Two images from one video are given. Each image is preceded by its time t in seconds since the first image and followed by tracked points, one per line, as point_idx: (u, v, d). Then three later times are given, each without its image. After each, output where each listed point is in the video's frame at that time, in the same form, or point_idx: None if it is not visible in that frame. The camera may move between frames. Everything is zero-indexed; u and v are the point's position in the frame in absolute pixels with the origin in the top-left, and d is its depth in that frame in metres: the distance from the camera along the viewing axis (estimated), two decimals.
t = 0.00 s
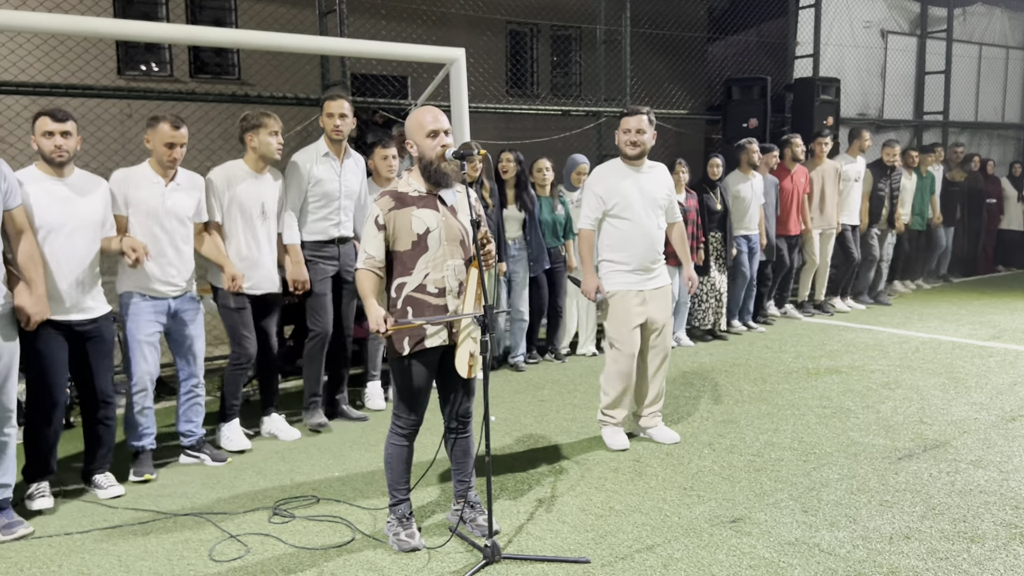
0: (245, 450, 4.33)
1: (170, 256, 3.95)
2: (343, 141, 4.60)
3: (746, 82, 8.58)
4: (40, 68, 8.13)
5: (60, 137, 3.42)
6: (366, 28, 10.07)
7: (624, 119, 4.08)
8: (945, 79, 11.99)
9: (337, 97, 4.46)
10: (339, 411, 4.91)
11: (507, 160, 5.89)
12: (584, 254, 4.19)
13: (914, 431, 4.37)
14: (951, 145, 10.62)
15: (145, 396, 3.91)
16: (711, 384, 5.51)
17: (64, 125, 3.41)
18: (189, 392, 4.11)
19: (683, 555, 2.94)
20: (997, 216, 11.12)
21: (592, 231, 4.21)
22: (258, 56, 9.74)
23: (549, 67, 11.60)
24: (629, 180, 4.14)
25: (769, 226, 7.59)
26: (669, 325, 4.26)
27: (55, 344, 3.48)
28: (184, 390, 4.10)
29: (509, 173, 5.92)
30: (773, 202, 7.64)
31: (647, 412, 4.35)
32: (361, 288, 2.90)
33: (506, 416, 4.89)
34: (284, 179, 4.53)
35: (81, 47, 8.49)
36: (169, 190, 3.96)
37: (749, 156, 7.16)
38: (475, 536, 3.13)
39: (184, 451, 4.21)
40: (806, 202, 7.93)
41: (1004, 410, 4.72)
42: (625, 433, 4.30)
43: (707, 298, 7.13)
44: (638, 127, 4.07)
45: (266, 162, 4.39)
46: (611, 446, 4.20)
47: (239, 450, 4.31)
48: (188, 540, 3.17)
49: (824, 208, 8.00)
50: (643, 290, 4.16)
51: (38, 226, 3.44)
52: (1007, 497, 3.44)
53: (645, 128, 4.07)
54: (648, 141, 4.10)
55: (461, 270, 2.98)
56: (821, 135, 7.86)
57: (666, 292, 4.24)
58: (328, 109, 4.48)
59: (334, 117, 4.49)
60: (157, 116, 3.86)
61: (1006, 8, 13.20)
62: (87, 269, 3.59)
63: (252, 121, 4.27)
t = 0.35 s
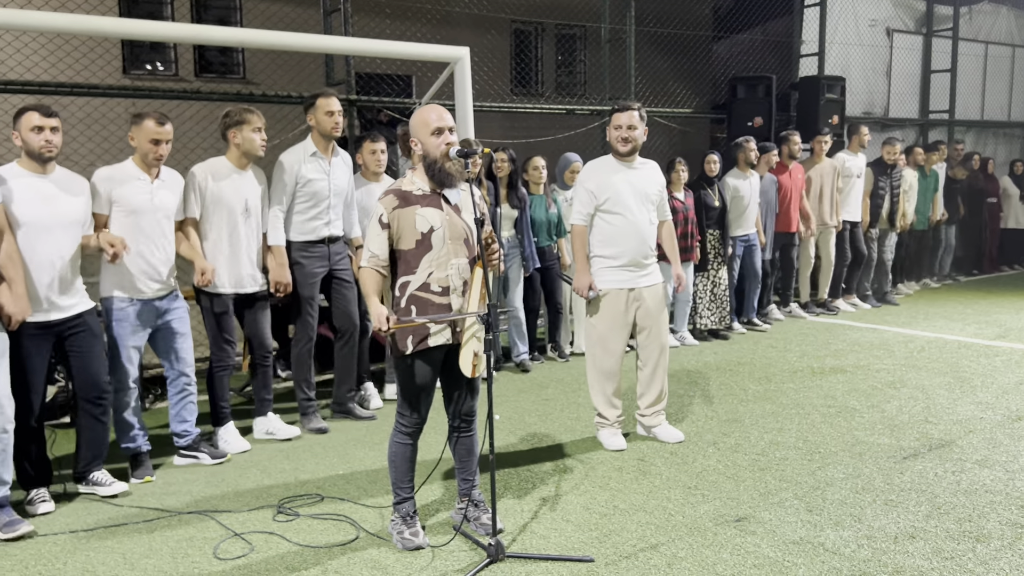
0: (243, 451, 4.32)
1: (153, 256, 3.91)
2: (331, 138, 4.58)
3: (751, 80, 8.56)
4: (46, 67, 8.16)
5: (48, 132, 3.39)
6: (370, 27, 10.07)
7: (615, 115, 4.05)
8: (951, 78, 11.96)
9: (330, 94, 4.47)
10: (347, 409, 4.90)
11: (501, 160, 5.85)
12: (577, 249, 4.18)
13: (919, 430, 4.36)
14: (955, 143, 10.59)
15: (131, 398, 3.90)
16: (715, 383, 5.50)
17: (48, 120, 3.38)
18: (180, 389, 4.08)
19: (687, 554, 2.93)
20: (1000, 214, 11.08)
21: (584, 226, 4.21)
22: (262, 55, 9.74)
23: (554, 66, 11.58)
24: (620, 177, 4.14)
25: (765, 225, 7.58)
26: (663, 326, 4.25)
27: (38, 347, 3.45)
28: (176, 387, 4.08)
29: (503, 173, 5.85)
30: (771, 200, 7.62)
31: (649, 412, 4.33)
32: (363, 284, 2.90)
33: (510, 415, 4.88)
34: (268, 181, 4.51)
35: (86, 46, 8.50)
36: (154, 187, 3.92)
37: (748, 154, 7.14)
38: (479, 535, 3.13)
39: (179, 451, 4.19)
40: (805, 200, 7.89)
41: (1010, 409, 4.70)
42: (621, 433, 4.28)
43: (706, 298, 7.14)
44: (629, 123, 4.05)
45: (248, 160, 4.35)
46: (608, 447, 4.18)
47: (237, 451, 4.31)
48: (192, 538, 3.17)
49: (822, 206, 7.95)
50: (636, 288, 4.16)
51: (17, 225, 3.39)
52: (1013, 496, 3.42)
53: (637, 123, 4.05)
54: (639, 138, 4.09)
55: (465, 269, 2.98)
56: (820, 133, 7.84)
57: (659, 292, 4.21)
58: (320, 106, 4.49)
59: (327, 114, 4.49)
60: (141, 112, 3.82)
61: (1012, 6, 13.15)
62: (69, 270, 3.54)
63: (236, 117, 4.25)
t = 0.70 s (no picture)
0: (247, 451, 4.33)
1: (163, 255, 3.93)
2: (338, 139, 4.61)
3: (756, 80, 8.55)
4: (51, 67, 8.19)
5: (56, 131, 3.42)
6: (375, 26, 10.08)
7: (618, 115, 4.06)
8: (956, 77, 11.93)
9: (340, 97, 4.51)
10: (344, 410, 4.88)
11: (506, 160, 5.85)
12: (575, 245, 4.18)
13: (924, 430, 4.36)
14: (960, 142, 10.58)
15: (140, 398, 3.91)
16: (720, 382, 5.50)
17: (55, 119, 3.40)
18: (179, 390, 4.07)
19: (691, 554, 2.93)
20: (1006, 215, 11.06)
21: (585, 225, 4.20)
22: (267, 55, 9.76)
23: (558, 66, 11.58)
24: (623, 176, 4.14)
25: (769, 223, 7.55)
26: (668, 326, 4.22)
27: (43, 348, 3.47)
28: (175, 389, 4.07)
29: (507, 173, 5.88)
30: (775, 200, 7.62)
31: (652, 409, 4.35)
32: (370, 283, 2.91)
33: (514, 414, 4.89)
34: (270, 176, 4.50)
35: (91, 47, 8.52)
36: (160, 185, 3.94)
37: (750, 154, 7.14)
38: (484, 534, 3.13)
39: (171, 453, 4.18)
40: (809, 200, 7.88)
41: (1015, 409, 4.70)
42: (625, 432, 4.29)
43: (710, 299, 7.14)
44: (632, 123, 4.05)
45: (252, 160, 4.37)
46: (612, 447, 4.18)
47: (241, 451, 4.32)
48: (197, 537, 3.18)
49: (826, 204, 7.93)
50: (635, 287, 4.14)
51: (25, 224, 3.40)
52: (1018, 496, 3.42)
53: (639, 123, 4.05)
54: (643, 137, 4.09)
55: (470, 268, 2.98)
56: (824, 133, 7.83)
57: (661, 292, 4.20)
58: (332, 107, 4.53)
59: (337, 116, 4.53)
60: (141, 109, 3.84)
61: (1018, 6, 13.12)
62: (77, 268, 3.56)
63: (239, 118, 4.26)
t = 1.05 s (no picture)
0: (260, 450, 4.32)
1: (177, 255, 3.93)
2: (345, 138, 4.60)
3: (759, 79, 8.55)
4: (55, 67, 8.20)
5: (75, 131, 3.42)
6: (378, 26, 10.10)
7: (633, 112, 4.06)
8: (960, 77, 11.91)
9: (346, 95, 4.51)
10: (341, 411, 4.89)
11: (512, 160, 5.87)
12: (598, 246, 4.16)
13: (928, 429, 4.36)
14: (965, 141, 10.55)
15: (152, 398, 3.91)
16: (725, 381, 5.50)
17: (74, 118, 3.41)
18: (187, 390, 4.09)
19: (695, 553, 2.93)
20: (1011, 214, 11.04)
21: (603, 224, 4.18)
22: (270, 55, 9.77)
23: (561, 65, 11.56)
24: (638, 174, 4.13)
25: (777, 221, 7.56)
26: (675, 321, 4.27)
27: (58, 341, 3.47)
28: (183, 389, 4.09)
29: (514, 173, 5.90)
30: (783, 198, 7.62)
31: (654, 409, 4.36)
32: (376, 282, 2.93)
33: (518, 413, 4.89)
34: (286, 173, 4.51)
35: (95, 46, 8.54)
36: (172, 183, 3.94)
37: (754, 152, 7.15)
38: (487, 533, 3.13)
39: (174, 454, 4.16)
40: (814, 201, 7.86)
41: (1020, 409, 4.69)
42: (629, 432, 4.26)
43: (715, 297, 7.11)
44: (647, 121, 4.05)
45: (268, 157, 4.35)
46: (615, 446, 4.17)
47: (253, 450, 4.31)
48: (201, 535, 3.18)
49: (833, 205, 7.91)
50: (651, 286, 4.16)
51: (43, 222, 3.41)
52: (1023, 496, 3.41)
53: (654, 121, 4.05)
54: (657, 135, 4.09)
55: (474, 266, 2.97)
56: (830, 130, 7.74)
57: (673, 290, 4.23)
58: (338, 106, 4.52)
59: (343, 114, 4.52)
60: (153, 108, 3.85)
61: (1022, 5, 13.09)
62: (94, 268, 3.56)
63: (259, 116, 4.26)
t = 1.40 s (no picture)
0: (248, 452, 4.27)
1: (172, 255, 3.93)
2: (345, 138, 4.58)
3: (762, 79, 8.55)
4: (58, 67, 8.23)
5: (71, 131, 3.43)
6: (381, 27, 10.12)
7: (640, 115, 4.06)
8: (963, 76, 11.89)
9: (347, 96, 4.48)
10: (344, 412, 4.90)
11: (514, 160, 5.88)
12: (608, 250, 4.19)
13: (931, 429, 4.35)
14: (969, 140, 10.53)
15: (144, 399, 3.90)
16: (728, 381, 5.50)
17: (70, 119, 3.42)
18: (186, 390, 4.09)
19: (698, 553, 2.93)
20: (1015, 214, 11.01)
21: (612, 227, 4.21)
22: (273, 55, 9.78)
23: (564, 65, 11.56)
24: (647, 175, 4.13)
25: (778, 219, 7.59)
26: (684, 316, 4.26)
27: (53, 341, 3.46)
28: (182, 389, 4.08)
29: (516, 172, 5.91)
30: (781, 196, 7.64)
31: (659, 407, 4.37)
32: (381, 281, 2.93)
33: (521, 413, 4.89)
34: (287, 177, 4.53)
35: (98, 46, 8.56)
36: (168, 184, 3.94)
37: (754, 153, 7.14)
38: (490, 532, 3.14)
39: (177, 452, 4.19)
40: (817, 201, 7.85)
41: None
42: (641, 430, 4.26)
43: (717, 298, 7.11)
44: (656, 122, 4.05)
45: (269, 159, 4.37)
46: (625, 443, 4.17)
47: (240, 452, 4.25)
48: (205, 534, 3.19)
49: (836, 206, 7.91)
50: (662, 285, 4.15)
51: (39, 224, 3.41)
52: None
53: (663, 123, 4.04)
54: (666, 136, 4.09)
55: (478, 265, 2.97)
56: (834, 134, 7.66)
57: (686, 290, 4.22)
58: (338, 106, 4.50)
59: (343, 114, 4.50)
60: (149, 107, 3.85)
61: None
62: (92, 268, 3.57)
63: (264, 118, 4.26)
